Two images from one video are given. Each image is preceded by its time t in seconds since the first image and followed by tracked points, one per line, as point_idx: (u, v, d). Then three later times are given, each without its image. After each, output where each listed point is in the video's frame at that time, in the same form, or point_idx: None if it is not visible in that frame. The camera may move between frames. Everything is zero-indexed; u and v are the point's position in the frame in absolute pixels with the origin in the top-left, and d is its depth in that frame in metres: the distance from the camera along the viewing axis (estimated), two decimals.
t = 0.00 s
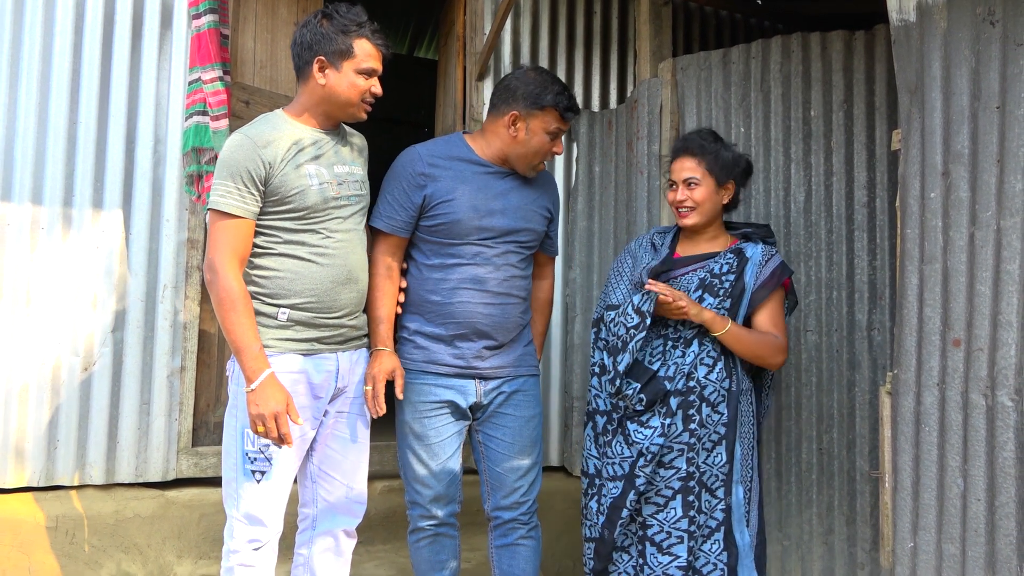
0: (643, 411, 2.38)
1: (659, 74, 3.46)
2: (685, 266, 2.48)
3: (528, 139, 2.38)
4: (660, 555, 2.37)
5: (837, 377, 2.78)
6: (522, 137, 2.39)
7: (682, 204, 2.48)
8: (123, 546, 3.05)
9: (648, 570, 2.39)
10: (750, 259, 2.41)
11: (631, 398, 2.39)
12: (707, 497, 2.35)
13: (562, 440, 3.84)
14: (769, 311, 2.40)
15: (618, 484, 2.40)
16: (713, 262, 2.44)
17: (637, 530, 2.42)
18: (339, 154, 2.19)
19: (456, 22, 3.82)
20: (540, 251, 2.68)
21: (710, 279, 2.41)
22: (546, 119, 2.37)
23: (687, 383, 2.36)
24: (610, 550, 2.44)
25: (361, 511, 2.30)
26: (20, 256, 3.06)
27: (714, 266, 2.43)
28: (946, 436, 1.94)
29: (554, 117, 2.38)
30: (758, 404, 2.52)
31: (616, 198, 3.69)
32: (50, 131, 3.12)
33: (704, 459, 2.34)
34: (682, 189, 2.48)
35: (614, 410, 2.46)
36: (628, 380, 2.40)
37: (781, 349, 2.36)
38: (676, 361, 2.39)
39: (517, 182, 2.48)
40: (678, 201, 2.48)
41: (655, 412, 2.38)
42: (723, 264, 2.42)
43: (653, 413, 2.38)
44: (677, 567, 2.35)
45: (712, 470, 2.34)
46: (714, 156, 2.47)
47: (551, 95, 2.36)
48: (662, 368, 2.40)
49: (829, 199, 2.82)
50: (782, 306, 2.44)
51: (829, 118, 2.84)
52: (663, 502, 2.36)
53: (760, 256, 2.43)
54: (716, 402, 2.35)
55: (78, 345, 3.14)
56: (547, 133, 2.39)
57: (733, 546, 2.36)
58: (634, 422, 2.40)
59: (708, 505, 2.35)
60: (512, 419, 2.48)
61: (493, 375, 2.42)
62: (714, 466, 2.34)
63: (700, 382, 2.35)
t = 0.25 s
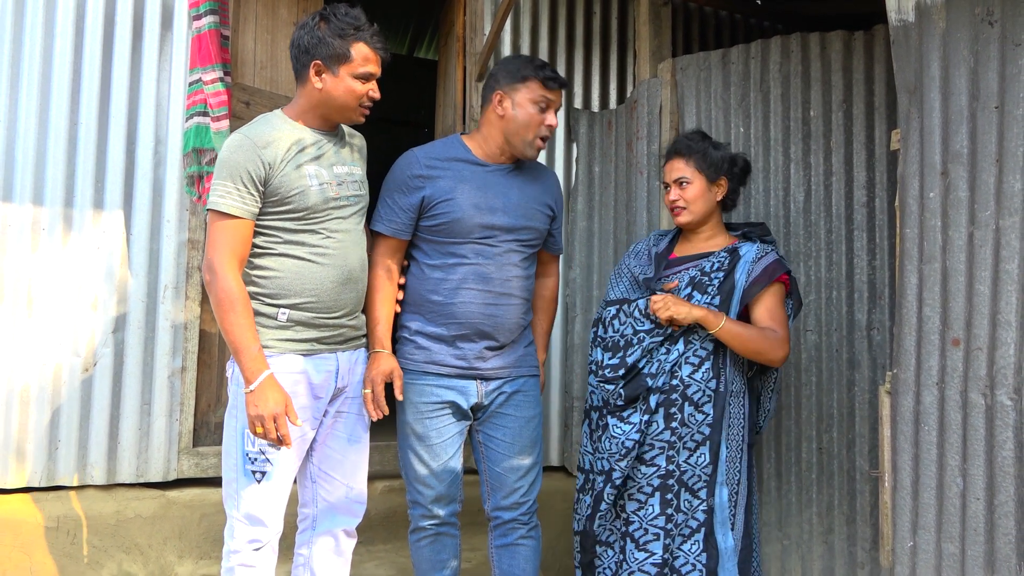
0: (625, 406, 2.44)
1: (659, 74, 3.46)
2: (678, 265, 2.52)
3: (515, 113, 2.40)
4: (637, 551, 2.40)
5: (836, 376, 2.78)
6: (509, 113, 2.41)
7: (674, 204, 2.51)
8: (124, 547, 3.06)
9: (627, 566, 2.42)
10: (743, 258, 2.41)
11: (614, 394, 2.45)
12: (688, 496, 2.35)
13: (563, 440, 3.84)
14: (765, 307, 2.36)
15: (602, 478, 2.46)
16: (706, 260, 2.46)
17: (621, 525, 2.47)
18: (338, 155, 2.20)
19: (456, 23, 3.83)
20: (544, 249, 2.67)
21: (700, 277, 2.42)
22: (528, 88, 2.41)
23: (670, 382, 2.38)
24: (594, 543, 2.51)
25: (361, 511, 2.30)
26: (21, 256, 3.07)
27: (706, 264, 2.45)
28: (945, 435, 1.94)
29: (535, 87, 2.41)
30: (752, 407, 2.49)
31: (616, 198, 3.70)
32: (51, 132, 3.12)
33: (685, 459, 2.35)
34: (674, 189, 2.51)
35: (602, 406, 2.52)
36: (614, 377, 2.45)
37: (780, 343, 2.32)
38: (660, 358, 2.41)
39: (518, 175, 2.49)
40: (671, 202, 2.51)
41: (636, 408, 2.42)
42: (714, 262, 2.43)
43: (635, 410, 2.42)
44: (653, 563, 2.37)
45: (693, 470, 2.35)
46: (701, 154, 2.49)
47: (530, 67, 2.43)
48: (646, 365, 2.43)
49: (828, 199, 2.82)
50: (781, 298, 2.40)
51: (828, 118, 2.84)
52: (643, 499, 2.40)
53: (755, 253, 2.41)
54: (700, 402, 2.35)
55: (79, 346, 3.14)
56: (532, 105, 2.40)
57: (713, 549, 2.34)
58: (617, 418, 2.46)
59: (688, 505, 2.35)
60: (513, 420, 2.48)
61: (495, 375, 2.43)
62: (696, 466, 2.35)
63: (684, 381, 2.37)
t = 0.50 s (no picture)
0: (616, 408, 2.45)
1: (659, 77, 3.47)
2: (672, 270, 2.53)
3: (493, 91, 2.48)
4: (626, 552, 2.39)
5: (836, 379, 2.78)
6: (487, 95, 2.50)
7: (669, 203, 2.52)
8: (124, 548, 3.06)
9: (616, 567, 2.41)
10: (735, 259, 2.40)
11: (605, 396, 2.47)
12: (679, 498, 2.35)
13: (563, 442, 3.84)
14: (756, 309, 2.36)
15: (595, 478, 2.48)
16: (699, 262, 2.47)
17: (613, 527, 2.46)
18: (340, 158, 2.21)
19: (457, 25, 3.83)
20: (552, 241, 2.68)
21: (691, 280, 2.45)
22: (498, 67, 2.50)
23: (661, 383, 2.40)
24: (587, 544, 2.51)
25: (361, 513, 2.30)
26: (23, 258, 3.07)
27: (699, 266, 2.46)
28: (945, 438, 1.94)
29: (506, 65, 2.49)
30: (748, 408, 2.48)
31: (617, 200, 3.70)
32: (53, 134, 3.13)
33: (675, 461, 2.36)
34: (671, 188, 2.52)
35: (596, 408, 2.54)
36: (606, 378, 2.48)
37: (768, 348, 2.32)
38: (651, 360, 2.43)
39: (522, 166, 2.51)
40: (666, 201, 2.52)
41: (628, 410, 2.43)
42: (706, 264, 2.44)
43: (625, 411, 2.44)
44: (641, 564, 2.36)
45: (684, 472, 2.35)
46: (700, 156, 2.49)
47: (500, 52, 2.53)
48: (639, 366, 2.45)
49: (828, 201, 2.83)
50: (773, 299, 2.38)
51: (828, 121, 2.85)
52: (634, 500, 2.40)
53: (747, 254, 2.41)
54: (692, 404, 2.36)
55: (81, 347, 3.15)
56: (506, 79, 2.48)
57: (703, 551, 2.33)
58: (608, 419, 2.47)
59: (678, 507, 2.35)
60: (514, 423, 2.47)
61: (496, 379, 2.42)
62: (687, 468, 2.34)
63: (675, 383, 2.38)
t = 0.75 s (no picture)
0: (615, 412, 2.48)
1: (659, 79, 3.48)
2: (669, 272, 2.54)
3: (501, 99, 2.46)
4: (628, 554, 2.40)
5: (836, 380, 2.79)
6: (495, 100, 2.49)
7: (668, 201, 2.53)
8: (125, 550, 3.07)
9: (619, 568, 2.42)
10: (732, 260, 2.41)
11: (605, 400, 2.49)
12: (679, 500, 2.36)
13: (563, 443, 3.85)
14: (752, 312, 2.37)
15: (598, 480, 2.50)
16: (696, 265, 2.48)
17: (615, 528, 2.47)
18: (343, 160, 2.22)
19: (457, 28, 3.84)
20: (555, 243, 2.68)
21: (688, 283, 2.45)
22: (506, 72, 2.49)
23: (660, 387, 2.40)
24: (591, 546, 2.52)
25: (364, 515, 2.31)
26: (24, 261, 3.08)
27: (695, 269, 2.47)
28: (944, 438, 1.95)
29: (516, 72, 2.48)
30: (748, 408, 2.48)
31: (617, 202, 3.71)
32: (54, 137, 3.14)
33: (675, 463, 2.36)
34: (671, 187, 2.52)
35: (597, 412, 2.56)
36: (605, 383, 2.50)
37: (763, 352, 2.32)
38: (649, 363, 2.44)
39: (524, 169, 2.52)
40: (665, 199, 2.53)
41: (627, 413, 2.46)
42: (703, 267, 2.45)
43: (625, 415, 2.46)
44: (643, 566, 2.37)
45: (683, 474, 2.35)
46: (700, 156, 2.50)
47: (507, 57, 2.51)
48: (637, 370, 2.47)
49: (828, 203, 2.84)
50: (771, 301, 2.39)
51: (828, 123, 2.85)
52: (635, 502, 2.41)
53: (744, 256, 2.41)
54: (690, 406, 2.36)
55: (82, 350, 3.15)
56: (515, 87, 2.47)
57: (704, 552, 2.34)
58: (608, 423, 2.49)
59: (678, 509, 2.35)
60: (516, 426, 2.48)
61: (498, 380, 2.42)
62: (686, 470, 2.35)
63: (673, 386, 2.39)
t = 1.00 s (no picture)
0: (616, 414, 2.47)
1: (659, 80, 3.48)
2: (669, 272, 2.54)
3: (533, 136, 2.43)
4: (632, 556, 2.40)
5: (837, 380, 2.79)
6: (528, 133, 2.43)
7: (669, 200, 2.53)
8: (127, 550, 3.07)
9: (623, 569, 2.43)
10: (734, 262, 2.41)
11: (605, 403, 2.49)
12: (681, 502, 2.36)
13: (564, 444, 3.85)
14: (753, 314, 2.38)
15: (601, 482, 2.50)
16: (697, 266, 2.48)
17: (619, 530, 2.48)
18: (347, 161, 2.22)
19: (458, 28, 3.85)
20: (551, 249, 2.69)
21: (689, 284, 2.45)
22: (550, 112, 2.42)
23: (661, 389, 2.40)
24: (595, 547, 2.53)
25: (367, 516, 2.32)
26: (26, 261, 3.08)
27: (696, 270, 2.47)
28: (945, 439, 1.95)
29: (557, 112, 2.43)
30: (749, 408, 2.49)
31: (617, 203, 3.71)
32: (56, 138, 3.14)
33: (677, 465, 2.36)
34: (672, 185, 2.52)
35: (598, 414, 2.55)
36: (606, 388, 2.49)
37: (764, 355, 2.33)
38: (650, 366, 2.44)
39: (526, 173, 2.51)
40: (667, 198, 2.53)
41: (628, 416, 2.45)
42: (704, 268, 2.45)
43: (626, 417, 2.45)
44: (648, 568, 2.37)
45: (686, 476, 2.35)
46: (703, 156, 2.50)
47: (552, 90, 2.41)
48: (638, 372, 2.46)
49: (829, 203, 2.84)
50: (772, 304, 2.40)
51: (828, 123, 2.86)
52: (638, 505, 2.41)
53: (745, 257, 2.42)
54: (692, 408, 2.37)
55: (84, 350, 3.16)
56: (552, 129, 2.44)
57: (707, 553, 2.34)
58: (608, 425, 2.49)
59: (681, 511, 2.35)
60: (519, 427, 2.48)
61: (502, 381, 2.43)
62: (688, 472, 2.35)
63: (675, 389, 2.39)
